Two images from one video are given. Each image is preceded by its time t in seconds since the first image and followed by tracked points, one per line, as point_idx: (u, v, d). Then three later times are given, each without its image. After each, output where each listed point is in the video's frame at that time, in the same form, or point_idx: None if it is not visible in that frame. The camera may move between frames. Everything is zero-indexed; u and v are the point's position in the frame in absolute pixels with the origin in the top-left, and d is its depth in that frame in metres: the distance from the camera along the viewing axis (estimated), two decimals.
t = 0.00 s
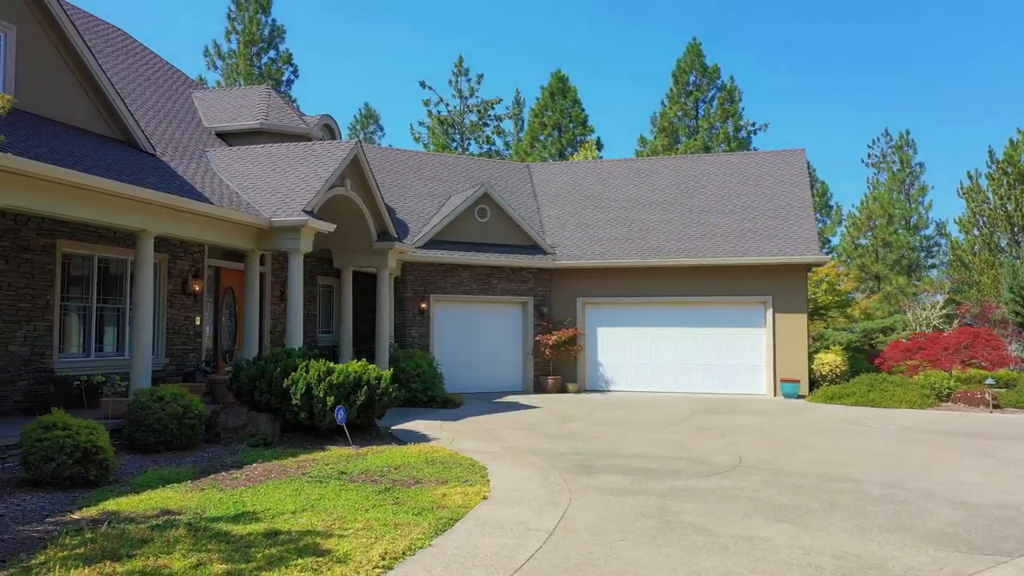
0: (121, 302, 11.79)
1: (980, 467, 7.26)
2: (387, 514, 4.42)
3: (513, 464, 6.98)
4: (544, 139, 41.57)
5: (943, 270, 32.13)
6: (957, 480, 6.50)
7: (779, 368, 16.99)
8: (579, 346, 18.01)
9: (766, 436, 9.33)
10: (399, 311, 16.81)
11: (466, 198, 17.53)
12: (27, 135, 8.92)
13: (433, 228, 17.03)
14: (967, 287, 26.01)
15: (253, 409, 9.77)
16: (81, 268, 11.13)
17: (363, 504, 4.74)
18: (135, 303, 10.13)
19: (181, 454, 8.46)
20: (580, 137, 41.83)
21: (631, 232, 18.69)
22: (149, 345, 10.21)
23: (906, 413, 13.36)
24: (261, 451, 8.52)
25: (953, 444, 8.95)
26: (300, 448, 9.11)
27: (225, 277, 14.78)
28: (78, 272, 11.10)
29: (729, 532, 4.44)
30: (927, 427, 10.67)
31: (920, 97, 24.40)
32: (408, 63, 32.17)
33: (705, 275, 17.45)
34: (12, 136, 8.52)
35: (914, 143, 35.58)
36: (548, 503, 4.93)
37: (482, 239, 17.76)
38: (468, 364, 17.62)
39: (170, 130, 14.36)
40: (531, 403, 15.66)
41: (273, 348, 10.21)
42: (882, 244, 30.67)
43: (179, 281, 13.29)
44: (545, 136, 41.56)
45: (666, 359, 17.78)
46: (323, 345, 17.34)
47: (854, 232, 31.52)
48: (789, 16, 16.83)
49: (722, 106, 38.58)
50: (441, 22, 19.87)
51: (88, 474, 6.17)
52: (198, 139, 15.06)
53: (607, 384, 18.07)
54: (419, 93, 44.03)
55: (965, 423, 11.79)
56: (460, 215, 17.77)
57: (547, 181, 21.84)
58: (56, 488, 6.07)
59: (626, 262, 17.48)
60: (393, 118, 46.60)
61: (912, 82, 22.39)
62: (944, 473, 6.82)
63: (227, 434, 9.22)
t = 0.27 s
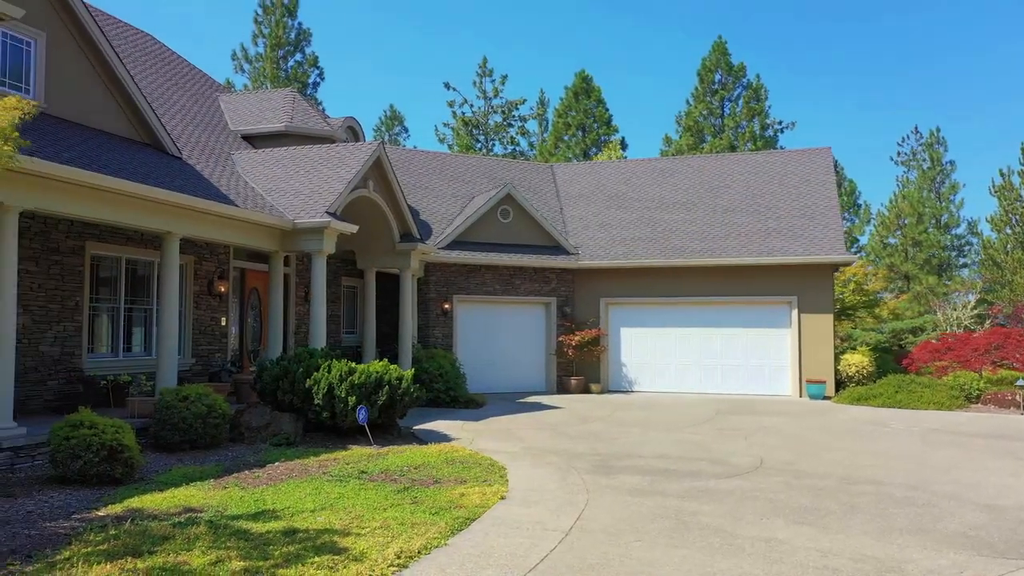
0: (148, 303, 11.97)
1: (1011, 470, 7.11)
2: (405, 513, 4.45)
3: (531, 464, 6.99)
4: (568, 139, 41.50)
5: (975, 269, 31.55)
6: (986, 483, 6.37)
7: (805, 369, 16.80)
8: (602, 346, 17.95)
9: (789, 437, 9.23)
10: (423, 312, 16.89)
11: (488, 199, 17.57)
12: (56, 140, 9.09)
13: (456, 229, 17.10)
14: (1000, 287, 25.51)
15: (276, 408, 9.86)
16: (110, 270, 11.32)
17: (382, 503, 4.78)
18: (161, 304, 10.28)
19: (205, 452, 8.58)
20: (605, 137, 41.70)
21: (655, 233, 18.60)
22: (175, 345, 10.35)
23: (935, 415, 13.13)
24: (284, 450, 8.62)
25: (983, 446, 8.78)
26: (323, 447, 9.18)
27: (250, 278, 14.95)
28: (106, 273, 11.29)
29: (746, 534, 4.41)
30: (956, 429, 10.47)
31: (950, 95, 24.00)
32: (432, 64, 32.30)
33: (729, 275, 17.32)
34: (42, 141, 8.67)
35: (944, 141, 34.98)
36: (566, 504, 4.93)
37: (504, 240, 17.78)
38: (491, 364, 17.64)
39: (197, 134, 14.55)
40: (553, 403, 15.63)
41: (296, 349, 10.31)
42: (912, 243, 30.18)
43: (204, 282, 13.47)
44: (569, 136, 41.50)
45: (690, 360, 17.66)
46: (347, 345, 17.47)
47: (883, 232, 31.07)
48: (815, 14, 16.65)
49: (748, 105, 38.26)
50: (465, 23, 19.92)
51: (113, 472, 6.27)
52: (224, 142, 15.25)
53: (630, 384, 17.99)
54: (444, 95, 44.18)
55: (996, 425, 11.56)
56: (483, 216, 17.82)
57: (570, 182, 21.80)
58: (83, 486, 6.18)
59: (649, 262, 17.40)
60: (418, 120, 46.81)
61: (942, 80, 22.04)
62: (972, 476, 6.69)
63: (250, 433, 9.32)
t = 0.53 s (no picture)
0: (177, 303, 12.15)
1: None
2: (424, 512, 4.48)
3: (553, 464, 6.99)
4: (593, 139, 41.40)
5: (1011, 269, 30.88)
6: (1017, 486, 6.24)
7: (833, 370, 16.59)
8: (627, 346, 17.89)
9: (815, 439, 9.12)
10: (448, 312, 16.95)
11: (512, 200, 17.60)
12: (87, 145, 9.28)
13: (480, 230, 17.15)
14: None
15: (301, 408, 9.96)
16: (140, 271, 11.52)
17: (402, 502, 4.81)
18: (189, 305, 10.43)
19: (231, 451, 8.69)
20: (631, 136, 41.54)
21: (680, 233, 18.49)
22: (203, 345, 10.51)
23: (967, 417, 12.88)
24: (308, 449, 8.70)
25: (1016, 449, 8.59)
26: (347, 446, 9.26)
27: (277, 279, 15.12)
28: (136, 275, 11.49)
29: (765, 535, 4.37)
30: (990, 431, 10.26)
31: (984, 91, 23.55)
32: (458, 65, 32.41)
33: (755, 276, 17.16)
34: (73, 146, 8.84)
35: (978, 138, 34.31)
36: (585, 504, 4.93)
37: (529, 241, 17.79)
38: (515, 364, 17.63)
39: (225, 138, 14.76)
40: (577, 404, 15.60)
41: (320, 349, 10.40)
42: (944, 242, 29.63)
43: (231, 283, 13.65)
44: (595, 136, 41.40)
45: (716, 361, 17.53)
46: (372, 345, 17.59)
47: (915, 230, 30.55)
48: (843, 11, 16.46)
49: (777, 103, 37.81)
50: (490, 24, 19.97)
51: (141, 470, 6.38)
52: (252, 145, 15.44)
53: (655, 385, 17.89)
54: (470, 96, 44.30)
55: None
56: (507, 216, 17.85)
57: (595, 182, 21.74)
58: (111, 483, 6.31)
59: (674, 262, 17.30)
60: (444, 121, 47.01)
61: (975, 76, 21.67)
62: (1003, 479, 6.54)
63: (275, 432, 9.42)
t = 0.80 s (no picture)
0: (205, 304, 12.32)
1: None
2: (444, 511, 4.51)
3: (575, 464, 6.98)
4: (620, 138, 41.24)
5: None
6: None
7: (863, 371, 16.34)
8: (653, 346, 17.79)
9: (842, 440, 9.00)
10: (473, 312, 17.01)
11: (538, 201, 17.60)
12: (118, 148, 9.44)
13: (506, 230, 17.18)
14: None
15: (326, 408, 10.05)
16: (169, 272, 11.71)
17: (422, 500, 4.84)
18: (217, 306, 10.59)
19: (257, 450, 8.80)
20: (658, 135, 41.31)
21: (707, 232, 18.35)
22: (231, 345, 10.65)
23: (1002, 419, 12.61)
24: (333, 448, 8.79)
25: None
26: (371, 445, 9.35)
27: (304, 280, 15.28)
28: (166, 276, 11.69)
29: (786, 536, 4.33)
30: None
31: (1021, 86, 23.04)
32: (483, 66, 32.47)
33: (783, 275, 16.96)
34: (105, 151, 9.01)
35: (1015, 135, 33.55)
36: (606, 504, 4.92)
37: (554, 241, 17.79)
38: (540, 364, 17.63)
39: (253, 140, 14.95)
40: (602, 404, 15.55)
41: (345, 349, 10.49)
42: (980, 241, 29.04)
43: (259, 284, 13.82)
44: (622, 135, 41.24)
45: (743, 361, 17.38)
46: (398, 345, 17.71)
47: (949, 229, 29.99)
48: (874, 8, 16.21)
49: (806, 100, 37.23)
50: (516, 25, 19.98)
51: (169, 467, 6.48)
52: (279, 148, 15.63)
53: (681, 385, 17.78)
54: (496, 97, 44.36)
55: None
56: (532, 217, 17.85)
57: (620, 182, 21.65)
58: (140, 480, 6.42)
59: (701, 262, 17.17)
60: (471, 121, 47.13)
61: (1012, 71, 21.20)
62: None
63: (301, 432, 9.55)
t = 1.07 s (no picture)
0: (230, 304, 12.47)
1: None
2: (461, 510, 4.53)
3: (595, 464, 6.98)
4: (645, 138, 41.06)
5: None
6: None
7: (891, 372, 16.12)
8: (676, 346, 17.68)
9: (867, 441, 8.88)
10: (496, 312, 17.03)
11: (560, 201, 17.59)
12: (144, 151, 9.60)
13: (528, 230, 17.19)
14: None
15: (348, 408, 10.13)
16: (195, 274, 11.88)
17: (441, 500, 4.87)
18: (242, 306, 10.72)
19: (280, 449, 8.90)
20: (683, 135, 41.06)
21: (731, 232, 18.20)
22: (255, 345, 10.77)
23: None
24: (355, 447, 8.85)
25: None
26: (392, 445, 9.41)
27: (327, 280, 15.41)
28: (192, 277, 11.86)
29: (804, 538, 4.29)
30: None
31: None
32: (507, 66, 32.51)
33: (808, 275, 16.79)
34: (132, 154, 9.17)
35: None
36: (623, 504, 4.91)
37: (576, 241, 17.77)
38: (563, 364, 17.60)
39: (278, 143, 15.11)
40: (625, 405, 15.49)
41: (367, 349, 10.57)
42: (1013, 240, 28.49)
43: (283, 284, 13.97)
44: (646, 135, 41.06)
45: (768, 361, 17.21)
46: (421, 345, 17.79)
47: (981, 227, 29.46)
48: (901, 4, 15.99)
49: (834, 98, 36.94)
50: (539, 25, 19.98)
51: (193, 466, 6.57)
52: (303, 150, 15.78)
53: (705, 386, 17.66)
54: (520, 97, 44.38)
55: None
56: (554, 216, 17.84)
57: (644, 181, 21.56)
58: (165, 478, 6.53)
59: (724, 262, 17.05)
60: (495, 122, 47.20)
61: None
62: None
63: (323, 430, 9.64)
